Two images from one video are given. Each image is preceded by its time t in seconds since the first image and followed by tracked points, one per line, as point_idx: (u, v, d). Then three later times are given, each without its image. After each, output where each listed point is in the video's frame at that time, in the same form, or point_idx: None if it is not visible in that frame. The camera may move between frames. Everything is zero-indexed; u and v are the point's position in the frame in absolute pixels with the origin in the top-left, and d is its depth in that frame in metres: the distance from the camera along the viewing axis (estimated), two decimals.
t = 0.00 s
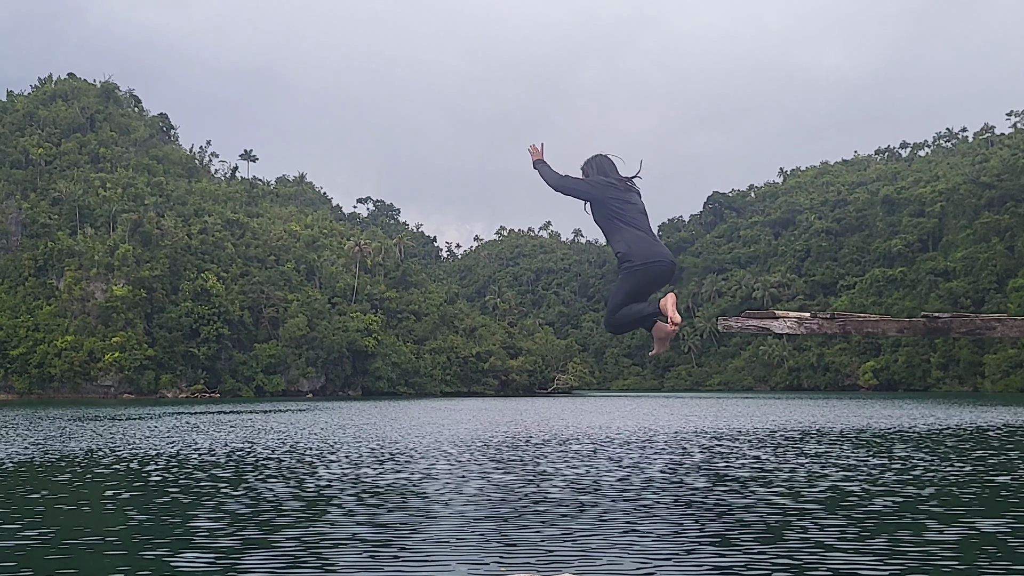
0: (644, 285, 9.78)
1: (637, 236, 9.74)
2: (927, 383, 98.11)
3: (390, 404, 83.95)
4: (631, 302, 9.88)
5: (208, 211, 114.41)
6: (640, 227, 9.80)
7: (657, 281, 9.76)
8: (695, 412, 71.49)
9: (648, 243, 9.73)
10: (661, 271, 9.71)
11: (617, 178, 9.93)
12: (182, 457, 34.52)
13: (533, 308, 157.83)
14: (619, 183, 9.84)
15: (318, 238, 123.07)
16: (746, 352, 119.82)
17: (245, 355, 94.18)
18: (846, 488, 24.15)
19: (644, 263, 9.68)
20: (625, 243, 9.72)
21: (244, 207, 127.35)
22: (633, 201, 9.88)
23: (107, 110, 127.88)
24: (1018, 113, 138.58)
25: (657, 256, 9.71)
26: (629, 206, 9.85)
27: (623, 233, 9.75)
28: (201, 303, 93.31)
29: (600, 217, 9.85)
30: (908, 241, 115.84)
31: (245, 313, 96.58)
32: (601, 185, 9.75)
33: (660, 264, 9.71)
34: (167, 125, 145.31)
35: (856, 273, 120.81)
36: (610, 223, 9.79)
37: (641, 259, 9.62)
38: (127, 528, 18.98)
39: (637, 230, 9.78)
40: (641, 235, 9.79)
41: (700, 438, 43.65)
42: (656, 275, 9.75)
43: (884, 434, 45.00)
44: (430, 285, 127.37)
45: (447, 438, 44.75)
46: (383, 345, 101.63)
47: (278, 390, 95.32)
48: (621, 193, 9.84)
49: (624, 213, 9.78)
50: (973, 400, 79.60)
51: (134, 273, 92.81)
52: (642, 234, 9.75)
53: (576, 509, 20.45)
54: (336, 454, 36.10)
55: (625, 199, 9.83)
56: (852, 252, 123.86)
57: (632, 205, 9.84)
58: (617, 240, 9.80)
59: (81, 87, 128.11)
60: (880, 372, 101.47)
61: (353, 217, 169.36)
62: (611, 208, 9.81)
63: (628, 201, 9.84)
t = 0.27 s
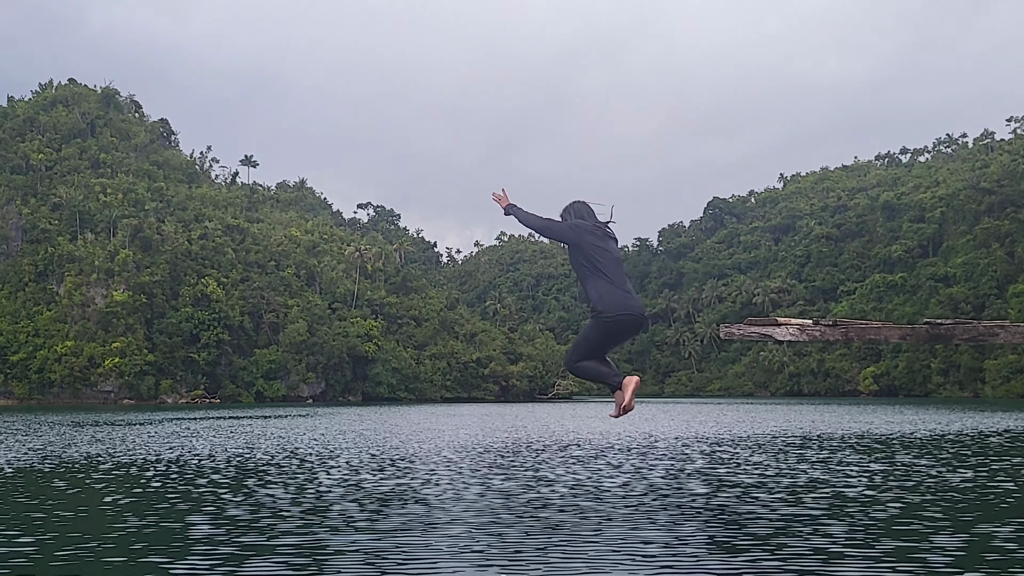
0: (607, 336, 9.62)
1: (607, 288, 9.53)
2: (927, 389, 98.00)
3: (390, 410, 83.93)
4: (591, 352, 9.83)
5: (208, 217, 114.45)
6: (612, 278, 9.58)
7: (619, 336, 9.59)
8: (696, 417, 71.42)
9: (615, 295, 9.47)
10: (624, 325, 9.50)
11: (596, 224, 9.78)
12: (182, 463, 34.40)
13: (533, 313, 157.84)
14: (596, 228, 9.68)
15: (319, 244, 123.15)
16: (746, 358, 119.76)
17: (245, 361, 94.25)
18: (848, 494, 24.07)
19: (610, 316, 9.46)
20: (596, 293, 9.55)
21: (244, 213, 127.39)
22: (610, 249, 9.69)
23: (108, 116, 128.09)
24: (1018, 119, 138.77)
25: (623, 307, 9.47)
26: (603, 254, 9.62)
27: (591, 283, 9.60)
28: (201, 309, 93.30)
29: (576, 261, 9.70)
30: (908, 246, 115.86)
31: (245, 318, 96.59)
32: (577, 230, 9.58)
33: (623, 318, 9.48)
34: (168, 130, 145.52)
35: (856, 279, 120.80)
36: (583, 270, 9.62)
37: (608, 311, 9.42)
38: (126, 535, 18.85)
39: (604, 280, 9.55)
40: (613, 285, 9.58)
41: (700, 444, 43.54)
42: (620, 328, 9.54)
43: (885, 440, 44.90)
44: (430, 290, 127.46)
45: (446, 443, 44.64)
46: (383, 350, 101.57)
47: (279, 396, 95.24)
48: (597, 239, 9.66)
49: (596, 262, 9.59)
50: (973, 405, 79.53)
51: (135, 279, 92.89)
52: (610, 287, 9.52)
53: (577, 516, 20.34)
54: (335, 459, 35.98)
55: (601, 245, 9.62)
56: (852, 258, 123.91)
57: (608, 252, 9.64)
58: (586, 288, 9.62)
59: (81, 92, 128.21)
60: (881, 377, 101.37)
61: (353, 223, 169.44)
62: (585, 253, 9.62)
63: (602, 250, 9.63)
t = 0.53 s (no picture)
0: (556, 463, 10.07)
1: (568, 413, 10.11)
2: (928, 401, 97.91)
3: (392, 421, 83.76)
4: (536, 477, 10.12)
5: (209, 228, 114.49)
6: (567, 403, 10.18)
7: (569, 464, 10.10)
8: (696, 429, 71.42)
9: (575, 424, 10.06)
10: (578, 452, 10.06)
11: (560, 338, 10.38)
12: (182, 474, 34.43)
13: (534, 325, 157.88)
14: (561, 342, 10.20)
15: (319, 255, 123.27)
16: (746, 370, 119.71)
17: (245, 372, 94.22)
18: (846, 506, 24.09)
19: (564, 442, 9.98)
20: (554, 417, 10.07)
21: (245, 224, 127.35)
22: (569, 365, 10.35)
23: (110, 128, 128.38)
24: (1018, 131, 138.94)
25: (579, 437, 10.07)
26: (568, 380, 10.27)
27: (553, 407, 10.12)
28: (201, 320, 93.40)
29: (536, 380, 10.31)
30: (908, 258, 115.95)
31: (245, 329, 96.61)
32: (545, 349, 10.17)
33: (579, 445, 10.07)
34: (169, 142, 145.78)
35: (857, 290, 120.72)
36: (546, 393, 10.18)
37: (568, 439, 9.92)
38: (127, 546, 18.93)
39: (564, 408, 10.14)
40: (567, 405, 10.19)
41: (700, 456, 43.53)
42: (575, 453, 10.06)
43: (886, 452, 44.90)
44: (431, 302, 127.60)
45: (446, 455, 44.56)
46: (383, 362, 101.45)
47: (279, 408, 95.11)
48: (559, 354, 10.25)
49: (562, 387, 10.24)
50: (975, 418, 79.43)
51: (136, 290, 92.88)
52: (572, 414, 10.11)
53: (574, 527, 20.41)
54: (333, 471, 35.96)
55: (562, 369, 10.26)
56: (852, 270, 123.88)
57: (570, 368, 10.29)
58: (546, 407, 10.15)
59: (83, 104, 128.43)
60: (882, 389, 101.35)
61: (354, 234, 169.60)
62: (547, 365, 10.27)
63: (568, 378, 10.29)
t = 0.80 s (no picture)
0: None
1: (535, 535, 9.26)
2: (930, 405, 97.82)
3: (392, 426, 83.58)
4: None
5: (210, 233, 114.62)
6: (537, 520, 9.32)
7: None
8: (697, 433, 71.42)
9: (542, 548, 9.21)
10: None
11: (533, 460, 9.43)
12: (182, 478, 34.37)
13: (534, 329, 157.86)
14: (532, 471, 9.26)
15: (320, 260, 123.34)
16: (747, 375, 119.64)
17: (245, 376, 94.20)
18: (848, 511, 24.11)
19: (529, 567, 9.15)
20: (520, 538, 9.24)
21: (245, 229, 127.46)
22: (543, 490, 9.45)
23: (111, 133, 128.57)
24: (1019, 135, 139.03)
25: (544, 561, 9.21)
26: (539, 498, 9.37)
27: (520, 527, 9.30)
28: (202, 325, 93.49)
29: (507, 491, 9.44)
30: (909, 263, 115.99)
31: (245, 334, 96.63)
32: (517, 466, 9.26)
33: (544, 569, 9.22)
34: (170, 147, 145.89)
35: (857, 295, 120.71)
36: (514, 508, 9.32)
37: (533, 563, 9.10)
38: (126, 551, 18.89)
39: (533, 529, 9.30)
40: (536, 525, 9.32)
41: (701, 460, 43.56)
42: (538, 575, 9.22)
43: (886, 457, 44.95)
44: (431, 307, 127.70)
45: (447, 460, 44.56)
46: (383, 367, 101.40)
47: (279, 412, 95.08)
48: (536, 475, 9.38)
49: (532, 503, 9.35)
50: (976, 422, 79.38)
51: (137, 295, 93.08)
52: (538, 538, 9.25)
53: (575, 532, 20.43)
54: (333, 476, 35.97)
55: (535, 484, 9.37)
56: (853, 274, 123.90)
57: (540, 497, 9.36)
58: (514, 526, 9.30)
59: (84, 109, 128.64)
60: (883, 394, 100.93)
61: (354, 239, 169.65)
62: (518, 486, 9.40)
63: (539, 495, 9.38)
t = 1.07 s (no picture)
0: None
1: None
2: (930, 409, 97.87)
3: (392, 430, 83.52)
4: None
5: (210, 237, 114.72)
6: None
7: None
8: (697, 437, 71.52)
9: None
10: None
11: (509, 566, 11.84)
12: (180, 483, 34.49)
13: (534, 333, 157.95)
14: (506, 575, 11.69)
15: (320, 263, 123.42)
16: (747, 378, 119.67)
17: (245, 380, 94.23)
18: (849, 514, 24.21)
19: None
20: None
21: (245, 233, 127.51)
22: None
23: (111, 136, 128.73)
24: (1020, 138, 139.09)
25: None
26: None
27: None
28: (202, 328, 93.61)
29: None
30: (910, 266, 116.06)
31: (245, 337, 96.70)
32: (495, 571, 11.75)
33: None
34: (170, 150, 146.00)
35: (858, 298, 120.75)
36: None
37: None
38: (125, 554, 18.99)
39: None
40: None
41: (702, 464, 43.64)
42: None
43: (888, 460, 45.01)
44: (431, 310, 127.81)
45: (447, 463, 44.66)
46: (383, 370, 101.43)
47: (278, 415, 95.16)
48: None
49: None
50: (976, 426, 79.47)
51: (137, 298, 93.11)
52: None
53: (576, 535, 20.56)
54: (333, 479, 36.09)
55: None
56: (853, 278, 123.95)
57: None
58: None
59: (84, 112, 128.65)
60: (884, 397, 101.07)
61: (354, 242, 169.74)
62: None
63: None
